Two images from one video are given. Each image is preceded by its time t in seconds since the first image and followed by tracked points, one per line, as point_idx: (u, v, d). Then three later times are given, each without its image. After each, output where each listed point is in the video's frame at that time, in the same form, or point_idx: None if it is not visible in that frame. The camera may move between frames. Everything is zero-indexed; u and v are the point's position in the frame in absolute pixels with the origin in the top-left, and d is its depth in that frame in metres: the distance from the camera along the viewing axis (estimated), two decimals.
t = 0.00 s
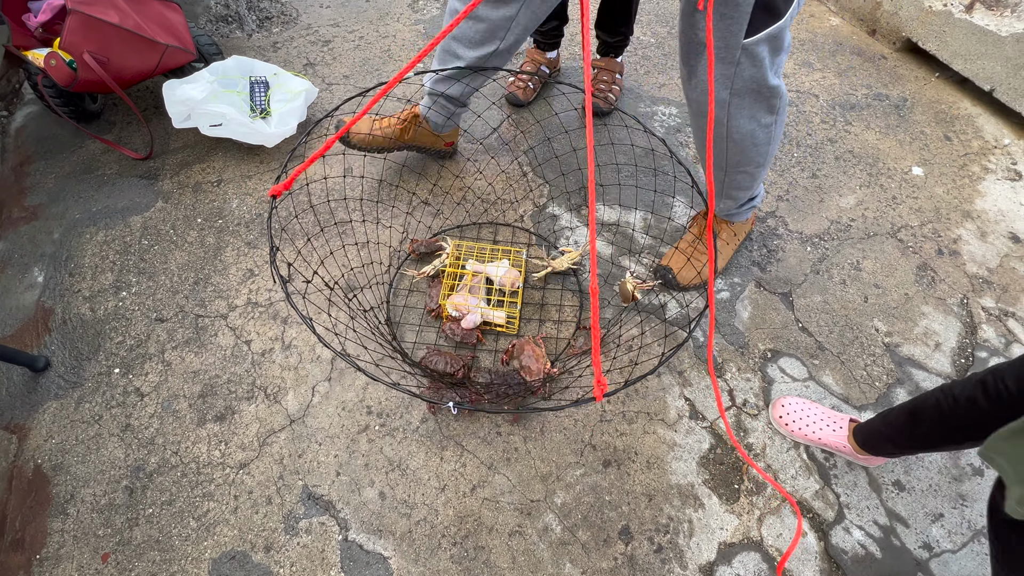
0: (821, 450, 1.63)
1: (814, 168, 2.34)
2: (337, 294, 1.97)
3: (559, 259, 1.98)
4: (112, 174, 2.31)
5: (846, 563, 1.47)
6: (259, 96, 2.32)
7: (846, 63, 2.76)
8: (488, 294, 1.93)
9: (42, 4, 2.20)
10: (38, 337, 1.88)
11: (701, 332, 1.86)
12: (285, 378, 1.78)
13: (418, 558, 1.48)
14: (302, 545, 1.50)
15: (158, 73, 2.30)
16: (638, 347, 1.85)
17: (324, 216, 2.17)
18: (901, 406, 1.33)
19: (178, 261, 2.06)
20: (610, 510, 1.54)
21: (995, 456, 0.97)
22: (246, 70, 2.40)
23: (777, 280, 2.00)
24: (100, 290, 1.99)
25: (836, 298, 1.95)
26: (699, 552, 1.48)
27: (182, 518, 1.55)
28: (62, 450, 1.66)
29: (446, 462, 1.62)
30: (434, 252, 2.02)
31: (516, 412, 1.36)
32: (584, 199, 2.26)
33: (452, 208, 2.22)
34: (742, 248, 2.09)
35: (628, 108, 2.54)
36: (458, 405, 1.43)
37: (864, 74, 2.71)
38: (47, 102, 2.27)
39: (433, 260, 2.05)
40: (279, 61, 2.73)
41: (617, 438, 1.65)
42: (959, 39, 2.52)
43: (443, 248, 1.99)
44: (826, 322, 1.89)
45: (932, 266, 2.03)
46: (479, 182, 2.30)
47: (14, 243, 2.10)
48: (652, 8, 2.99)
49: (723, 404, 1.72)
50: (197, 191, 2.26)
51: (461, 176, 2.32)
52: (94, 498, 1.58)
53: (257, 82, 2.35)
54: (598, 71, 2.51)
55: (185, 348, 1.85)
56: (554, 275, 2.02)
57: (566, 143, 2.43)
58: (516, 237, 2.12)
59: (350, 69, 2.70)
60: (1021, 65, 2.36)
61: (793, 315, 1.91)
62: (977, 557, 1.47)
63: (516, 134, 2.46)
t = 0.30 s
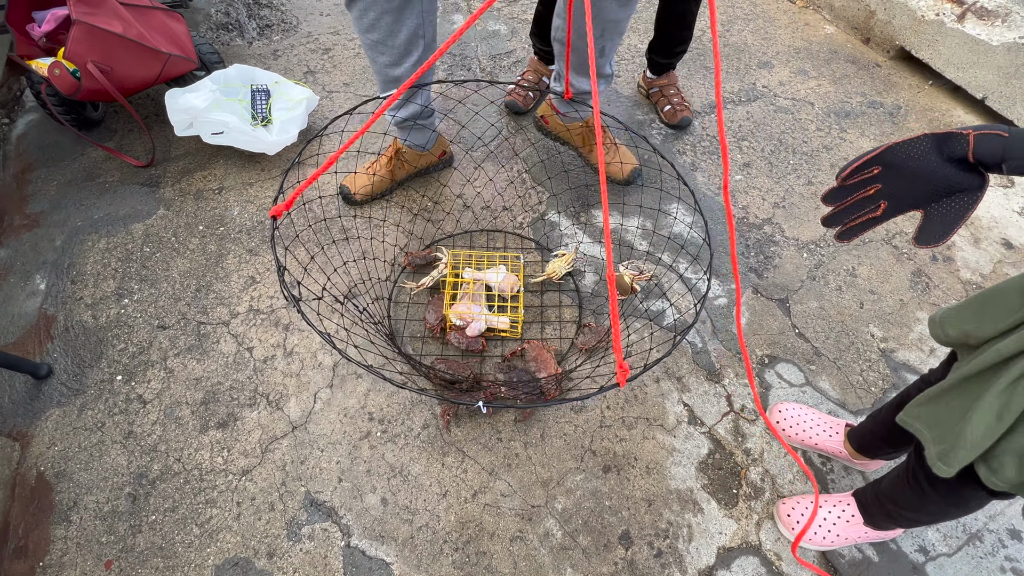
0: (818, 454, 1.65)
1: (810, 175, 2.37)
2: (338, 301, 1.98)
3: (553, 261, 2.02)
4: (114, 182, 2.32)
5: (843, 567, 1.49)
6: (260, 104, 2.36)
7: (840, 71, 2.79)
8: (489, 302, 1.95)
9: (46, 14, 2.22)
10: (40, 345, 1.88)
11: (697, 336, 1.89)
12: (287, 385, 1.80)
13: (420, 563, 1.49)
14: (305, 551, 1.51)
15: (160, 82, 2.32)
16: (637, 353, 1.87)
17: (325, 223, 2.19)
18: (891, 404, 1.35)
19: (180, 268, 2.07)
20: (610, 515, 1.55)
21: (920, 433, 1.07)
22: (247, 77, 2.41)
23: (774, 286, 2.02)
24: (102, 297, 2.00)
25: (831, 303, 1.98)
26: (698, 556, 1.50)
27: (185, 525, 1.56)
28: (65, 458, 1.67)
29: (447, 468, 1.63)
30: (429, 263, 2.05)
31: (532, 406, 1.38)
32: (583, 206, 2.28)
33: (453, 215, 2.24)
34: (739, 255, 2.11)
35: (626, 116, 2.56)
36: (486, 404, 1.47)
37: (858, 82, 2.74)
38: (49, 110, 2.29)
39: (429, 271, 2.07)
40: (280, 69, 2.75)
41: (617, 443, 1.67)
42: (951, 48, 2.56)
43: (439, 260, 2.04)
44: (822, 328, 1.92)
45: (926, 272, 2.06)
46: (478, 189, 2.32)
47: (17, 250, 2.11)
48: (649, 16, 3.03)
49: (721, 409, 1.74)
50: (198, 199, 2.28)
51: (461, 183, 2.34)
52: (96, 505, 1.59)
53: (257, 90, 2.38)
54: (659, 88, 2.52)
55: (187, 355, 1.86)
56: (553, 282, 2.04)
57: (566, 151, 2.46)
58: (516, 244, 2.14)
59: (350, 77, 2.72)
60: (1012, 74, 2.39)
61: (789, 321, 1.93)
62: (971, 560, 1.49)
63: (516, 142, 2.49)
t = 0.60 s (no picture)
0: (819, 458, 1.66)
1: (808, 180, 2.39)
2: (340, 306, 1.99)
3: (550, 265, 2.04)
4: (116, 188, 2.33)
5: (844, 570, 1.50)
6: (262, 111, 2.36)
7: (837, 77, 2.82)
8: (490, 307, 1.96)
9: (50, 22, 2.23)
10: (42, 350, 1.89)
11: (697, 340, 1.90)
12: (289, 391, 1.80)
13: (423, 568, 1.50)
14: (308, 557, 1.51)
15: (162, 88, 2.33)
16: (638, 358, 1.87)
17: (326, 228, 2.19)
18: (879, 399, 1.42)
19: (182, 274, 2.08)
20: (612, 519, 1.56)
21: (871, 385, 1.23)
22: (248, 83, 2.42)
23: (773, 290, 2.04)
24: (104, 303, 2.00)
25: (830, 307, 1.99)
26: (700, 560, 1.51)
27: (188, 531, 1.56)
28: (67, 464, 1.67)
29: (450, 473, 1.64)
30: (429, 270, 2.06)
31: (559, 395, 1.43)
32: (583, 211, 2.29)
33: (454, 220, 2.25)
34: (738, 259, 2.12)
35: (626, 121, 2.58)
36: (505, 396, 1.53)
37: (854, 88, 2.77)
38: (51, 117, 2.30)
39: (429, 278, 2.07)
40: (281, 75, 2.77)
41: (619, 448, 1.68)
42: (946, 54, 2.59)
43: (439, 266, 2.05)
44: (821, 331, 1.93)
45: (923, 276, 2.08)
46: (479, 195, 2.33)
47: (18, 256, 2.12)
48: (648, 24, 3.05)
49: (722, 413, 1.75)
50: (200, 204, 2.28)
51: (462, 189, 2.35)
52: (99, 512, 1.59)
53: (259, 96, 2.39)
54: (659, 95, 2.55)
55: (189, 360, 1.87)
56: (554, 287, 2.05)
57: (566, 157, 2.47)
58: (517, 249, 2.16)
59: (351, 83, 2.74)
60: (1006, 80, 2.42)
61: (789, 325, 1.94)
62: (972, 562, 1.50)
63: (516, 148, 2.50)
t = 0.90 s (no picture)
0: (821, 459, 1.67)
1: (806, 182, 2.40)
2: (342, 310, 1.99)
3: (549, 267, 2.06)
4: (116, 193, 2.33)
5: (848, 570, 1.50)
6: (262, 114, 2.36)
7: (834, 80, 2.84)
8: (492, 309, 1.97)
9: (50, 27, 2.24)
10: (44, 356, 1.89)
11: (698, 342, 1.91)
12: (292, 395, 1.80)
13: (427, 571, 1.50)
14: (312, 561, 1.51)
15: (162, 93, 2.34)
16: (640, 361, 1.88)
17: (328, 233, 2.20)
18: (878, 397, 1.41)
19: (183, 279, 2.08)
20: (616, 521, 1.57)
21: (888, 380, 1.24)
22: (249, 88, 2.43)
23: (773, 292, 2.05)
24: (105, 308, 2.00)
25: (830, 309, 2.00)
26: (704, 561, 1.51)
27: (192, 536, 1.55)
28: (70, 469, 1.66)
29: (453, 476, 1.64)
30: (431, 273, 2.07)
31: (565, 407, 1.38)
32: (584, 214, 2.30)
33: (454, 224, 2.26)
34: (738, 261, 2.13)
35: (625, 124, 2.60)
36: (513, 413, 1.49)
37: (851, 90, 2.79)
38: (51, 122, 2.30)
39: (431, 281, 2.08)
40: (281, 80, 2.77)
41: (621, 450, 1.68)
42: (942, 57, 2.61)
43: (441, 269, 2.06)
44: (821, 333, 1.94)
45: (922, 277, 2.09)
46: (480, 198, 2.34)
47: (19, 262, 2.12)
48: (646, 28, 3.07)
49: (724, 414, 1.75)
50: (201, 209, 2.29)
51: (462, 192, 2.36)
52: (102, 517, 1.58)
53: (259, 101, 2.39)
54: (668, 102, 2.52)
55: (191, 365, 1.87)
56: (555, 290, 2.06)
57: (567, 161, 2.48)
58: (517, 252, 2.16)
59: (351, 87, 2.75)
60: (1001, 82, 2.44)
61: (789, 327, 1.96)
62: (973, 562, 1.51)
63: (516, 151, 2.51)
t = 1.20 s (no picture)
0: (822, 457, 1.67)
1: (806, 179, 2.40)
2: (342, 311, 1.99)
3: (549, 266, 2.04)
4: (114, 194, 2.32)
5: (850, 568, 1.51)
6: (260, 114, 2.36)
7: (833, 76, 2.84)
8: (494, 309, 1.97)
9: (47, 27, 2.22)
10: (44, 358, 1.88)
11: (700, 341, 1.91)
12: (294, 396, 1.80)
13: (431, 571, 1.50)
14: (316, 562, 1.52)
15: (161, 93, 2.33)
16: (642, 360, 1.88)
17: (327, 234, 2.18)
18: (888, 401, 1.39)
19: (183, 280, 2.07)
20: (619, 520, 1.57)
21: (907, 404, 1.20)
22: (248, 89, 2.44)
23: (774, 290, 2.05)
24: (105, 310, 1.99)
25: (831, 306, 2.01)
26: (707, 559, 1.52)
27: (195, 538, 1.55)
28: (72, 472, 1.66)
29: (456, 476, 1.64)
30: (431, 274, 2.06)
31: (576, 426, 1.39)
32: (584, 213, 2.30)
33: (454, 224, 2.25)
34: (738, 259, 2.13)
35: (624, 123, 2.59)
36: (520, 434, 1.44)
37: (850, 87, 2.79)
38: (48, 123, 2.29)
39: (432, 282, 2.08)
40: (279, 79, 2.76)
41: (624, 449, 1.68)
42: (941, 53, 2.60)
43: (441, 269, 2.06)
44: (822, 330, 1.94)
45: (922, 274, 2.10)
46: (479, 197, 2.33)
47: (18, 264, 2.11)
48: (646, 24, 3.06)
49: (726, 413, 1.76)
50: (200, 210, 2.28)
51: (461, 191, 2.35)
52: (105, 520, 1.58)
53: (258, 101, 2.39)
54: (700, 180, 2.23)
55: (192, 367, 1.86)
56: (556, 289, 2.06)
57: (566, 159, 2.47)
58: (518, 252, 2.16)
59: (349, 86, 2.74)
60: (1000, 78, 2.44)
61: (790, 325, 1.96)
62: (974, 558, 1.52)
63: (516, 150, 2.50)
